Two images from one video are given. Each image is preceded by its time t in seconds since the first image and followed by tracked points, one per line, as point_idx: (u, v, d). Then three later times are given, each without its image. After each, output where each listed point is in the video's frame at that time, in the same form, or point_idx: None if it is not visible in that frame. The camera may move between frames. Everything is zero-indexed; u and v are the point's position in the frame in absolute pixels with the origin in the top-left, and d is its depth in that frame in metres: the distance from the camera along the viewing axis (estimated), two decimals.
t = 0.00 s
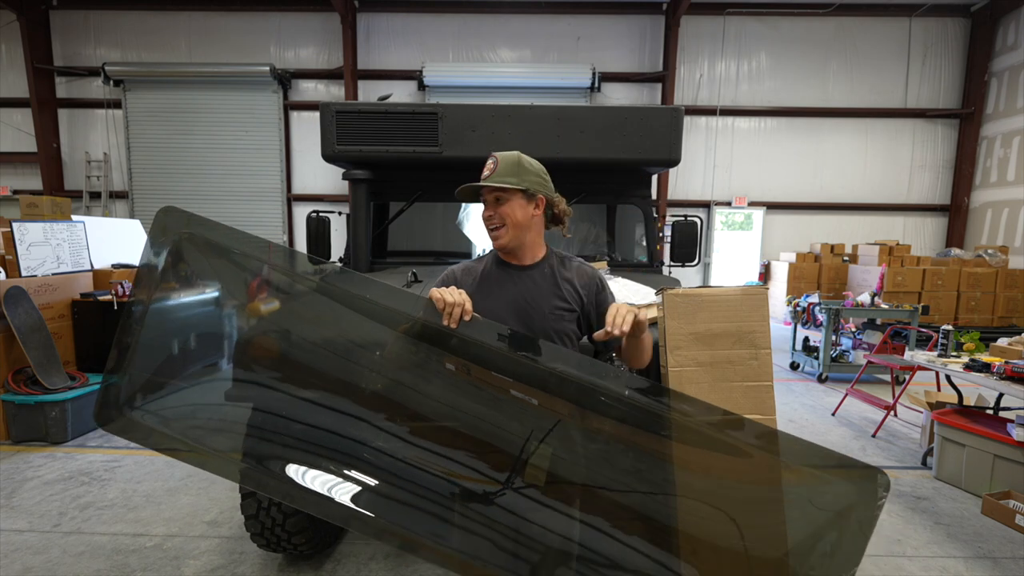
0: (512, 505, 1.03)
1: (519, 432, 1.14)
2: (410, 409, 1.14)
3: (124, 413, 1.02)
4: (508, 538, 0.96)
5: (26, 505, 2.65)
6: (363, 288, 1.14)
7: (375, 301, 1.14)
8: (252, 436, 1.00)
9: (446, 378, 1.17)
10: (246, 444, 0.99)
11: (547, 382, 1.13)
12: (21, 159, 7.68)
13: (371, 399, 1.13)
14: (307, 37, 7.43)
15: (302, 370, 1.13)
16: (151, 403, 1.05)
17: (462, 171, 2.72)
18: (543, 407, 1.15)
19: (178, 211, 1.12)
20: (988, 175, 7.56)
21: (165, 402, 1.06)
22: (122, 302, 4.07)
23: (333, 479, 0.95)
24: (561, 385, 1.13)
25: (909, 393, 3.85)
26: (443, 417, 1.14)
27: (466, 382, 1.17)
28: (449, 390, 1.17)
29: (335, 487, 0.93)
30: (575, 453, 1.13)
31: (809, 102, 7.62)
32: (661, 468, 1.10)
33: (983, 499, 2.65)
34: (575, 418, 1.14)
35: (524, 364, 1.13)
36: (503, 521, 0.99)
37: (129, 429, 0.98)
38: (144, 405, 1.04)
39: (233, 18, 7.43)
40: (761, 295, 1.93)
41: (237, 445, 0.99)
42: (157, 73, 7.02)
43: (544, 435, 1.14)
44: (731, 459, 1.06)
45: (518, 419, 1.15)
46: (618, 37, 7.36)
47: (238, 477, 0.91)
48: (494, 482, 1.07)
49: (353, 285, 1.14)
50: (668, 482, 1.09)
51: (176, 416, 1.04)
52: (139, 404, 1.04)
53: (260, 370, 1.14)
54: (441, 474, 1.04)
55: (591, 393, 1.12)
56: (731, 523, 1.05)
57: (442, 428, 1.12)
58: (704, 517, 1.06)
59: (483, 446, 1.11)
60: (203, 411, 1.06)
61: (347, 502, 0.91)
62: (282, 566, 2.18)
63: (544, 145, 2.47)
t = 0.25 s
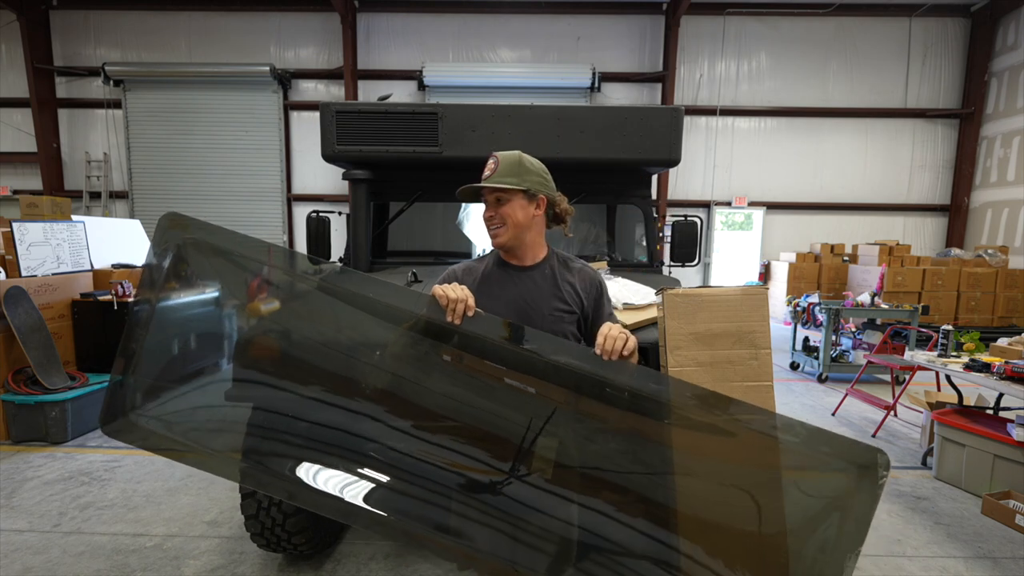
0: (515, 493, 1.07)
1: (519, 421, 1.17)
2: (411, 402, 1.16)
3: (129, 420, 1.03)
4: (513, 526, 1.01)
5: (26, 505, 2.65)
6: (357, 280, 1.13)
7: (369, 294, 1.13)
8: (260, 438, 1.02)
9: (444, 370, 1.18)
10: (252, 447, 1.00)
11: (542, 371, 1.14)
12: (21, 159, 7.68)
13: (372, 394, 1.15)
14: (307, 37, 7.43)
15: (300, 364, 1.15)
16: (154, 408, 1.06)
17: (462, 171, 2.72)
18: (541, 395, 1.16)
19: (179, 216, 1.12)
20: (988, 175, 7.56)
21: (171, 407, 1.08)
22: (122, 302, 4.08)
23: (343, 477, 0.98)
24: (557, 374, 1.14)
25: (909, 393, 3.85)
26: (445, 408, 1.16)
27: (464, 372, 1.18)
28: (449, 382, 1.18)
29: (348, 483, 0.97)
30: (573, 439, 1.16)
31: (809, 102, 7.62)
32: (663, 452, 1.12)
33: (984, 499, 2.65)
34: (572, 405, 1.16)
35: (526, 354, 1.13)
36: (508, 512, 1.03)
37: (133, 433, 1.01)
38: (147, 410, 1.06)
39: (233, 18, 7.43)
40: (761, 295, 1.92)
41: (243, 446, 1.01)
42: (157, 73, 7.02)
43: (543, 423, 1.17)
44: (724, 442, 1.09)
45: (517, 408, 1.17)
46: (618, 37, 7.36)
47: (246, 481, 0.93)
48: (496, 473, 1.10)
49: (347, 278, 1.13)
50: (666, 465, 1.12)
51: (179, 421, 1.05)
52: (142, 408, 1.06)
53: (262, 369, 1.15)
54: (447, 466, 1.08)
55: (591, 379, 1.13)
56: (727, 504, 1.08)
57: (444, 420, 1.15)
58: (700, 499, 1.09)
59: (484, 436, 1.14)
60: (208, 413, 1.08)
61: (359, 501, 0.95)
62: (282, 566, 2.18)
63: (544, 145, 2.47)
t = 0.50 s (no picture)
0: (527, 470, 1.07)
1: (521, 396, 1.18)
2: (423, 389, 1.16)
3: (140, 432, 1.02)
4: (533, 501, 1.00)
5: (26, 505, 2.65)
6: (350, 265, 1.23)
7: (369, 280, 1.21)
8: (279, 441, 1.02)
9: (444, 351, 1.19)
10: (269, 445, 1.01)
11: (534, 344, 1.18)
12: (21, 159, 7.68)
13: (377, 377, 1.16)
14: (307, 37, 7.43)
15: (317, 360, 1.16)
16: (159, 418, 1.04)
17: (462, 171, 2.73)
18: (535, 367, 1.18)
19: (178, 221, 1.21)
20: (988, 175, 7.56)
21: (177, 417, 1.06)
22: (122, 302, 4.08)
23: (364, 468, 0.99)
24: (550, 348, 1.18)
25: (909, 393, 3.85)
26: (445, 386, 1.17)
27: (463, 348, 1.19)
28: (451, 363, 1.19)
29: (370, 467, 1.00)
30: (570, 405, 1.16)
31: (809, 102, 7.62)
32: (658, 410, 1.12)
33: (984, 499, 2.65)
34: (574, 377, 1.17)
35: (522, 328, 1.18)
36: (526, 487, 1.03)
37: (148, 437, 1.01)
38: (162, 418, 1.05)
39: (233, 18, 7.43)
40: (761, 296, 1.91)
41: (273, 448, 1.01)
42: (157, 73, 7.02)
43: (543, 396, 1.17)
44: (724, 399, 1.10)
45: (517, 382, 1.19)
46: (618, 37, 7.36)
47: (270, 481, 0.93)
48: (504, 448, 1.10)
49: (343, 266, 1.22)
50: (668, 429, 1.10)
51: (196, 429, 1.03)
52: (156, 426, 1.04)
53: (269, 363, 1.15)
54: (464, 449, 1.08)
55: (589, 355, 1.18)
56: (737, 461, 1.08)
57: (452, 404, 1.15)
58: (710, 459, 1.08)
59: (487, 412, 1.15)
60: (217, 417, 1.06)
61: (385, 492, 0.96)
62: (282, 566, 2.18)
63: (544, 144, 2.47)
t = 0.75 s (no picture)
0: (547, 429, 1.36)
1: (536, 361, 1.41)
2: (437, 365, 1.41)
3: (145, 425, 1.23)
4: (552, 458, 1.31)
5: (26, 505, 2.65)
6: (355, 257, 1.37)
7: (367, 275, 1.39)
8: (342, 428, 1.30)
9: (459, 324, 1.41)
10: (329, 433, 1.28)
11: (527, 304, 1.39)
12: (20, 159, 7.67)
13: (405, 355, 1.41)
14: (307, 37, 7.43)
15: (325, 346, 1.39)
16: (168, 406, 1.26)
17: (462, 171, 2.73)
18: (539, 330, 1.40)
19: (169, 216, 1.28)
20: (988, 175, 7.56)
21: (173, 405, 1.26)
22: (122, 302, 4.08)
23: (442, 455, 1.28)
24: (557, 312, 1.39)
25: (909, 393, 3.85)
26: (462, 362, 1.42)
27: (479, 321, 1.41)
28: (472, 334, 1.41)
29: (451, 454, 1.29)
30: (580, 362, 1.40)
31: (809, 102, 7.63)
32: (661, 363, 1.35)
33: (984, 499, 2.66)
34: (561, 331, 1.40)
35: (522, 288, 1.37)
36: (544, 449, 1.32)
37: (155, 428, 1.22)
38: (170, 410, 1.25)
39: (233, 18, 7.43)
40: (760, 295, 1.88)
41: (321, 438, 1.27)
42: (157, 73, 7.02)
43: (556, 356, 1.41)
44: (730, 340, 1.29)
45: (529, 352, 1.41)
46: (618, 37, 7.36)
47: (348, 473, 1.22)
48: (522, 415, 1.38)
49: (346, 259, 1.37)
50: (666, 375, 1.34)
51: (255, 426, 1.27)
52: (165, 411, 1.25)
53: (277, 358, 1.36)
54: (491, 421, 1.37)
55: (577, 314, 1.39)
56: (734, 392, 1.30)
57: (476, 373, 1.41)
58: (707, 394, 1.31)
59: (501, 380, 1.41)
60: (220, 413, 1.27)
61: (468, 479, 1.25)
62: (282, 566, 2.18)
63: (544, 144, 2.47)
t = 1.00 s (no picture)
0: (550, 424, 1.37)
1: (538, 357, 1.40)
2: (437, 373, 1.40)
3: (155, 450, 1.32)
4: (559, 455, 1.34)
5: (26, 505, 2.65)
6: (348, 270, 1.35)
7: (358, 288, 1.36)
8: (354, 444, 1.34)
9: (458, 327, 1.38)
10: (341, 447, 1.33)
11: (504, 301, 1.36)
12: (20, 159, 7.67)
13: (405, 355, 1.41)
14: (307, 37, 7.43)
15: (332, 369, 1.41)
16: (178, 431, 1.34)
17: (462, 171, 2.73)
18: (541, 327, 1.38)
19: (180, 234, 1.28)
20: (988, 175, 7.56)
21: (181, 429, 1.34)
22: (122, 302, 4.08)
23: (470, 468, 1.32)
24: (558, 308, 1.37)
25: (909, 393, 3.85)
26: (450, 364, 1.40)
27: (479, 324, 1.38)
28: (473, 335, 1.39)
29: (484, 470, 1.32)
30: (579, 355, 1.39)
31: (809, 102, 7.63)
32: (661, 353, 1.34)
33: (984, 499, 2.66)
34: (540, 324, 1.38)
35: (518, 287, 1.34)
36: (550, 451, 1.34)
37: (165, 439, 1.33)
38: (185, 436, 1.34)
39: (233, 18, 7.43)
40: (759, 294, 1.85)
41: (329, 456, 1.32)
42: (157, 73, 7.02)
43: (556, 351, 1.39)
44: (723, 317, 1.30)
45: (528, 344, 1.39)
46: (618, 37, 7.36)
47: (365, 490, 1.28)
48: (524, 414, 1.38)
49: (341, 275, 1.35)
50: (667, 361, 1.34)
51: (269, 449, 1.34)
52: (179, 438, 1.34)
53: (277, 384, 1.40)
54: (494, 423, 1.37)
55: (581, 299, 1.36)
56: (734, 370, 1.32)
57: (475, 375, 1.40)
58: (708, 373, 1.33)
59: (497, 381, 1.39)
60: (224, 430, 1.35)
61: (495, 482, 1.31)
62: (282, 566, 2.18)
63: (543, 144, 2.47)
